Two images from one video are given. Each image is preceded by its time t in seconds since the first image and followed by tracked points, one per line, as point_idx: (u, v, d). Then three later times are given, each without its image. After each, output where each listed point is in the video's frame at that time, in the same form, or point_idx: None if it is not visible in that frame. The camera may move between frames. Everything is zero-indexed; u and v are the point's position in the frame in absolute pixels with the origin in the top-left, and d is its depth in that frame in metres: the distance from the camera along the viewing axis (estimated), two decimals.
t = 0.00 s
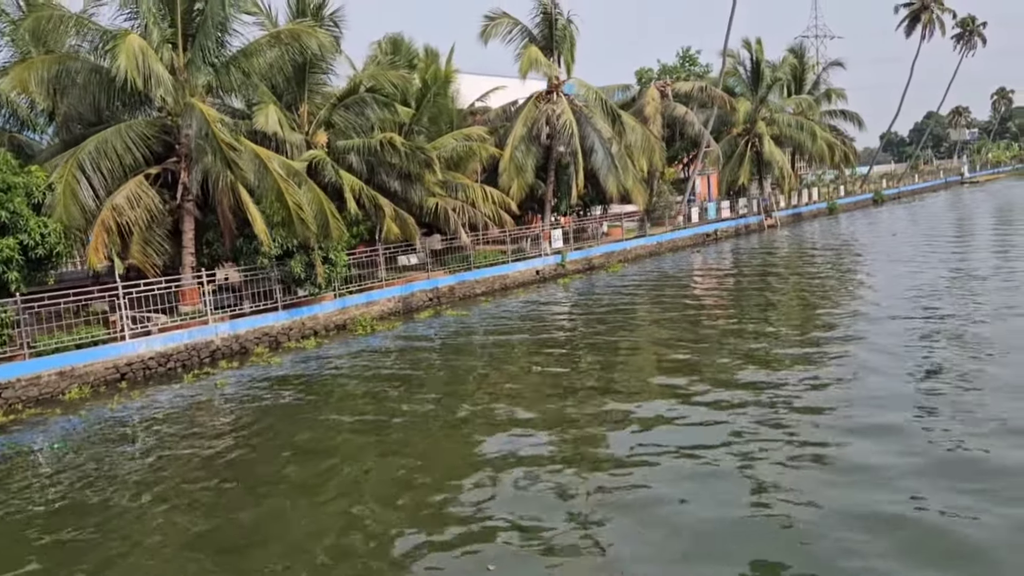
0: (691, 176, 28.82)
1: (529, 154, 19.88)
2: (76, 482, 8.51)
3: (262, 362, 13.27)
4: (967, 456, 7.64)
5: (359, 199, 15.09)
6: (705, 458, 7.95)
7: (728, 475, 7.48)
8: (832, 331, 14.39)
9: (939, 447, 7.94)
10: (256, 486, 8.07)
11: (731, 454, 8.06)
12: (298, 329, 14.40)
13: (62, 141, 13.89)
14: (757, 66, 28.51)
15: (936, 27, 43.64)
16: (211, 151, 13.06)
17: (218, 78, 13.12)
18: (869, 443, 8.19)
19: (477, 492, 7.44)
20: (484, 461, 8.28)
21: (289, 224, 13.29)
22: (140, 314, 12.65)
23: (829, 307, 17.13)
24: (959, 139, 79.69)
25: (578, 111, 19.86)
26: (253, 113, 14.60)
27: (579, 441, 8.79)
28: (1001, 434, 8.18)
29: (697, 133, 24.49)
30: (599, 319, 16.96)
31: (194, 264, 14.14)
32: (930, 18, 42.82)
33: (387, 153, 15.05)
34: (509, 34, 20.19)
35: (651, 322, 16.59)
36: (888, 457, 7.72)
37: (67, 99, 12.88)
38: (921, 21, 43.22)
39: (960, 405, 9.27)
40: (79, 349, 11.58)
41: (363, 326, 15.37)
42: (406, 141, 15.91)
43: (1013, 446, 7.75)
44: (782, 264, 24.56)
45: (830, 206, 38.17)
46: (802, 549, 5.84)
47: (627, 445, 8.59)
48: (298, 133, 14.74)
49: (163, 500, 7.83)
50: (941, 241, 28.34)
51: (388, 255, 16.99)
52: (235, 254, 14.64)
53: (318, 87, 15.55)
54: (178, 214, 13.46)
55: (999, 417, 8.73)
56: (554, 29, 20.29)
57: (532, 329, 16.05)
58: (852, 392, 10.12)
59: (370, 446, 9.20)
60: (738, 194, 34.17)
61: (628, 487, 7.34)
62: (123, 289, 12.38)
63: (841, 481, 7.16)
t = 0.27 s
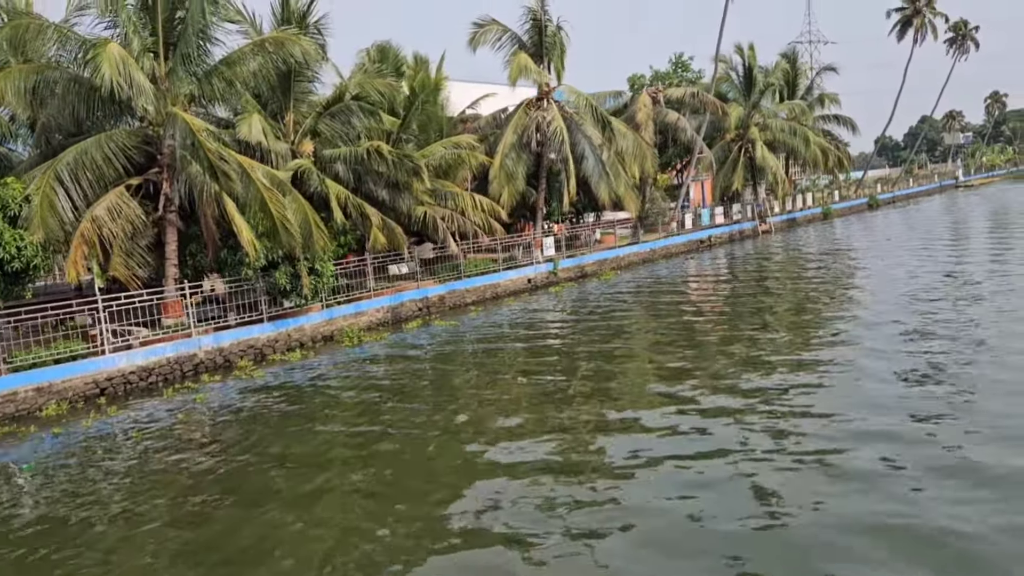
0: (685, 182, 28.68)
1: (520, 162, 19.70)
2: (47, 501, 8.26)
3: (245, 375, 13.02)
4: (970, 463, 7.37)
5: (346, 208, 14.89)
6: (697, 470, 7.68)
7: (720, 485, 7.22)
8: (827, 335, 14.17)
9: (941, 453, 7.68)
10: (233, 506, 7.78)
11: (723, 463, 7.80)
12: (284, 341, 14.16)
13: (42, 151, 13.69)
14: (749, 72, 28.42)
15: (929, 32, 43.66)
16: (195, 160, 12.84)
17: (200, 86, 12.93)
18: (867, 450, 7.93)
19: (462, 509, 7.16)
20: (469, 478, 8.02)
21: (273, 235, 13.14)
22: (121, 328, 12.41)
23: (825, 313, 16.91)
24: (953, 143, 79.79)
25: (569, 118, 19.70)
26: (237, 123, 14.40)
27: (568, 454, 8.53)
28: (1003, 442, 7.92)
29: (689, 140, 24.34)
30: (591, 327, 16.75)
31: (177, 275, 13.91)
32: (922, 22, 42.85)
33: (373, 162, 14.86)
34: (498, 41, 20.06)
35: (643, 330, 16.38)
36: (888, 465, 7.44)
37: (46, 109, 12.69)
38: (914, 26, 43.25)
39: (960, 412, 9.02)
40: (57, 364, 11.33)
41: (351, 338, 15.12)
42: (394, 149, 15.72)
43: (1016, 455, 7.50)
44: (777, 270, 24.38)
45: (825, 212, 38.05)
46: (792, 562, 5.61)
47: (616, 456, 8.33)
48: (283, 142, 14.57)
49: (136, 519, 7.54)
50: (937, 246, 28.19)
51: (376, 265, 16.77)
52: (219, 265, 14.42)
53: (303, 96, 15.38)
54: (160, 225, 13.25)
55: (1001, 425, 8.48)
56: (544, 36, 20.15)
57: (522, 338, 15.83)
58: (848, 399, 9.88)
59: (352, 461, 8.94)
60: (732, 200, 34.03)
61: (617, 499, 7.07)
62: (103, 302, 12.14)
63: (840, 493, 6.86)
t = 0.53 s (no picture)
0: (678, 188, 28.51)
1: (511, 169, 19.48)
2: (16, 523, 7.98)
3: (228, 389, 12.73)
4: (971, 472, 7.11)
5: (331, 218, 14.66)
6: (688, 484, 7.41)
7: (711, 499, 6.96)
8: (821, 342, 13.95)
9: (939, 462, 7.43)
10: (207, 526, 7.49)
11: (714, 476, 7.54)
12: (268, 354, 13.89)
13: (20, 164, 13.46)
14: (741, 77, 28.31)
15: (921, 36, 43.67)
16: (174, 172, 12.66)
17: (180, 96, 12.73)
18: (863, 460, 7.67)
19: (443, 529, 6.88)
20: (452, 495, 7.74)
21: (255, 246, 12.94)
22: (99, 343, 12.14)
23: (820, 318, 16.69)
24: (948, 147, 79.85)
25: (559, 125, 19.52)
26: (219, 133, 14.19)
27: (555, 468, 8.26)
28: (1003, 449, 7.67)
29: (681, 146, 24.16)
30: (583, 335, 16.52)
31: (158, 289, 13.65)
32: (914, 27, 42.86)
33: (359, 171, 14.64)
34: (486, 48, 19.91)
35: (635, 337, 16.15)
36: (885, 474, 7.18)
37: (22, 121, 12.46)
38: (906, 30, 43.25)
39: (958, 420, 8.77)
40: (32, 382, 11.05)
41: (337, 350, 14.85)
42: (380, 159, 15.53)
43: (1016, 463, 7.26)
44: (772, 276, 24.18)
45: (820, 217, 37.93)
46: None
47: (604, 470, 8.05)
48: (266, 152, 14.37)
49: (106, 542, 7.25)
50: (932, 249, 28.03)
51: (364, 276, 16.52)
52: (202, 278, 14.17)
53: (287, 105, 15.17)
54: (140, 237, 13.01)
55: (1001, 431, 8.23)
56: (533, 43, 20.00)
57: (513, 347, 15.59)
58: (843, 408, 9.63)
59: (332, 479, 8.66)
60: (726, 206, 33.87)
61: (605, 516, 6.79)
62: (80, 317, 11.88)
63: (835, 504, 6.60)
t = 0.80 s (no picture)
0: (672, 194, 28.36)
1: (502, 176, 19.26)
2: None
3: (212, 402, 12.47)
4: (971, 488, 6.88)
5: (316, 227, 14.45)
6: (678, 500, 7.18)
7: (702, 517, 6.72)
8: (816, 348, 13.74)
9: (938, 477, 7.19)
10: (184, 545, 7.29)
11: (703, 492, 7.34)
12: (254, 365, 13.66)
13: None
14: (735, 82, 28.20)
15: (916, 39, 43.62)
16: (155, 181, 12.46)
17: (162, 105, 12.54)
18: (859, 474, 7.44)
19: (427, 549, 6.67)
20: (435, 513, 7.50)
21: (239, 256, 12.74)
22: (80, 357, 11.89)
23: (815, 324, 16.51)
24: (945, 150, 79.84)
25: (550, 131, 19.36)
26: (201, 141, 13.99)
27: (542, 483, 8.05)
28: (1004, 461, 7.44)
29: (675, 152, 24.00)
30: (575, 343, 16.32)
31: (140, 300, 13.42)
32: (908, 30, 42.81)
33: (346, 179, 14.44)
34: (476, 54, 19.77)
35: (628, 344, 15.95)
36: (883, 492, 6.95)
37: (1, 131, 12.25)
38: (900, 33, 43.20)
39: (956, 429, 8.55)
40: (10, 397, 10.78)
41: (324, 360, 14.61)
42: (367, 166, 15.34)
43: (1018, 477, 7.03)
44: (767, 281, 24.01)
45: (816, 221, 37.80)
46: None
47: (592, 485, 7.84)
48: (251, 161, 14.18)
49: (77, 564, 7.01)
50: (929, 253, 27.89)
51: (352, 285, 16.31)
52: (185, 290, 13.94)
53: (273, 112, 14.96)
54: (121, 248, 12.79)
55: (1000, 442, 8.01)
56: (523, 49, 19.86)
57: (504, 356, 15.38)
58: (838, 417, 9.41)
59: (314, 495, 8.42)
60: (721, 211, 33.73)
61: (592, 533, 6.59)
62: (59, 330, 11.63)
63: (831, 523, 6.36)
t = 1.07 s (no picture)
0: (668, 197, 28.21)
1: (496, 182, 18.96)
2: None
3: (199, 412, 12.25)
4: (972, 494, 6.66)
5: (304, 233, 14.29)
6: (669, 509, 6.96)
7: (693, 528, 6.50)
8: (812, 352, 13.54)
9: (937, 482, 6.97)
10: (163, 558, 7.09)
11: (695, 500, 7.15)
12: (241, 374, 13.45)
13: None
14: (730, 84, 28.07)
15: (912, 40, 43.51)
16: (138, 187, 12.22)
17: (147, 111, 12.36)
18: (855, 480, 7.22)
19: (411, 560, 6.48)
20: (419, 524, 7.27)
21: (224, 264, 12.56)
22: (63, 367, 11.67)
23: (811, 327, 16.33)
24: (943, 152, 79.76)
25: (543, 134, 19.21)
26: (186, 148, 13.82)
27: (531, 491, 7.86)
28: (1004, 466, 7.23)
29: (670, 155, 23.83)
30: (569, 348, 16.14)
31: (126, 309, 13.23)
32: (905, 31, 42.69)
33: (334, 184, 14.28)
34: (468, 57, 19.63)
35: (623, 349, 15.77)
36: (880, 497, 6.74)
37: None
38: (896, 35, 43.10)
39: (954, 434, 8.34)
40: None
41: (314, 368, 14.41)
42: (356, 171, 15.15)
43: (1019, 482, 6.82)
44: (764, 284, 23.84)
45: (813, 224, 37.65)
46: None
47: (582, 493, 7.66)
48: (238, 167, 14.01)
49: None
50: (927, 256, 27.73)
51: (342, 292, 16.12)
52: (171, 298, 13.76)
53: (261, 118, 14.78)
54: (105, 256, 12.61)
55: (1001, 447, 7.79)
56: (515, 52, 19.72)
57: (496, 362, 15.19)
58: (834, 423, 9.19)
59: (297, 506, 8.19)
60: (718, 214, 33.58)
61: (580, 543, 6.40)
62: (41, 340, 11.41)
63: (826, 531, 6.14)
